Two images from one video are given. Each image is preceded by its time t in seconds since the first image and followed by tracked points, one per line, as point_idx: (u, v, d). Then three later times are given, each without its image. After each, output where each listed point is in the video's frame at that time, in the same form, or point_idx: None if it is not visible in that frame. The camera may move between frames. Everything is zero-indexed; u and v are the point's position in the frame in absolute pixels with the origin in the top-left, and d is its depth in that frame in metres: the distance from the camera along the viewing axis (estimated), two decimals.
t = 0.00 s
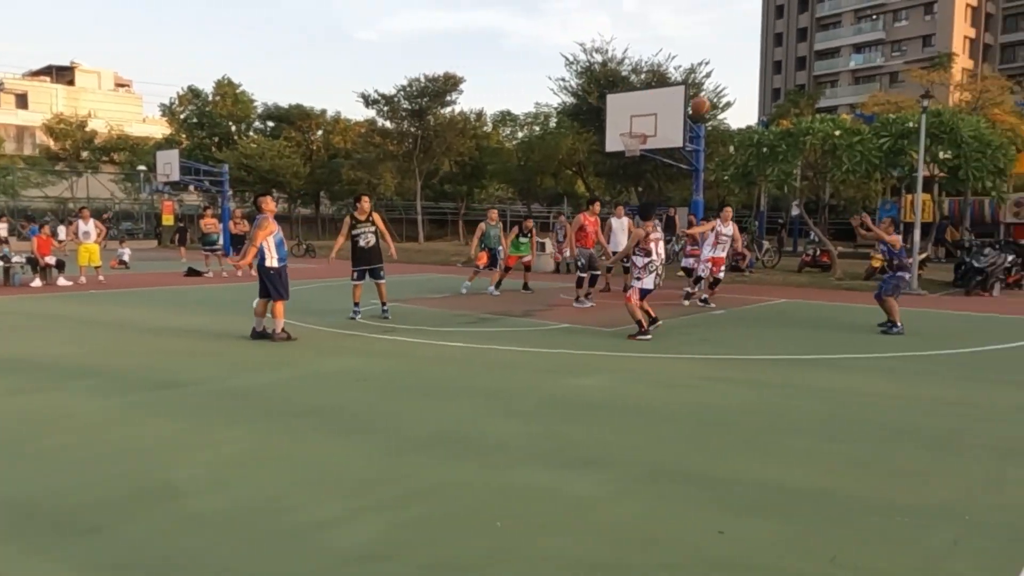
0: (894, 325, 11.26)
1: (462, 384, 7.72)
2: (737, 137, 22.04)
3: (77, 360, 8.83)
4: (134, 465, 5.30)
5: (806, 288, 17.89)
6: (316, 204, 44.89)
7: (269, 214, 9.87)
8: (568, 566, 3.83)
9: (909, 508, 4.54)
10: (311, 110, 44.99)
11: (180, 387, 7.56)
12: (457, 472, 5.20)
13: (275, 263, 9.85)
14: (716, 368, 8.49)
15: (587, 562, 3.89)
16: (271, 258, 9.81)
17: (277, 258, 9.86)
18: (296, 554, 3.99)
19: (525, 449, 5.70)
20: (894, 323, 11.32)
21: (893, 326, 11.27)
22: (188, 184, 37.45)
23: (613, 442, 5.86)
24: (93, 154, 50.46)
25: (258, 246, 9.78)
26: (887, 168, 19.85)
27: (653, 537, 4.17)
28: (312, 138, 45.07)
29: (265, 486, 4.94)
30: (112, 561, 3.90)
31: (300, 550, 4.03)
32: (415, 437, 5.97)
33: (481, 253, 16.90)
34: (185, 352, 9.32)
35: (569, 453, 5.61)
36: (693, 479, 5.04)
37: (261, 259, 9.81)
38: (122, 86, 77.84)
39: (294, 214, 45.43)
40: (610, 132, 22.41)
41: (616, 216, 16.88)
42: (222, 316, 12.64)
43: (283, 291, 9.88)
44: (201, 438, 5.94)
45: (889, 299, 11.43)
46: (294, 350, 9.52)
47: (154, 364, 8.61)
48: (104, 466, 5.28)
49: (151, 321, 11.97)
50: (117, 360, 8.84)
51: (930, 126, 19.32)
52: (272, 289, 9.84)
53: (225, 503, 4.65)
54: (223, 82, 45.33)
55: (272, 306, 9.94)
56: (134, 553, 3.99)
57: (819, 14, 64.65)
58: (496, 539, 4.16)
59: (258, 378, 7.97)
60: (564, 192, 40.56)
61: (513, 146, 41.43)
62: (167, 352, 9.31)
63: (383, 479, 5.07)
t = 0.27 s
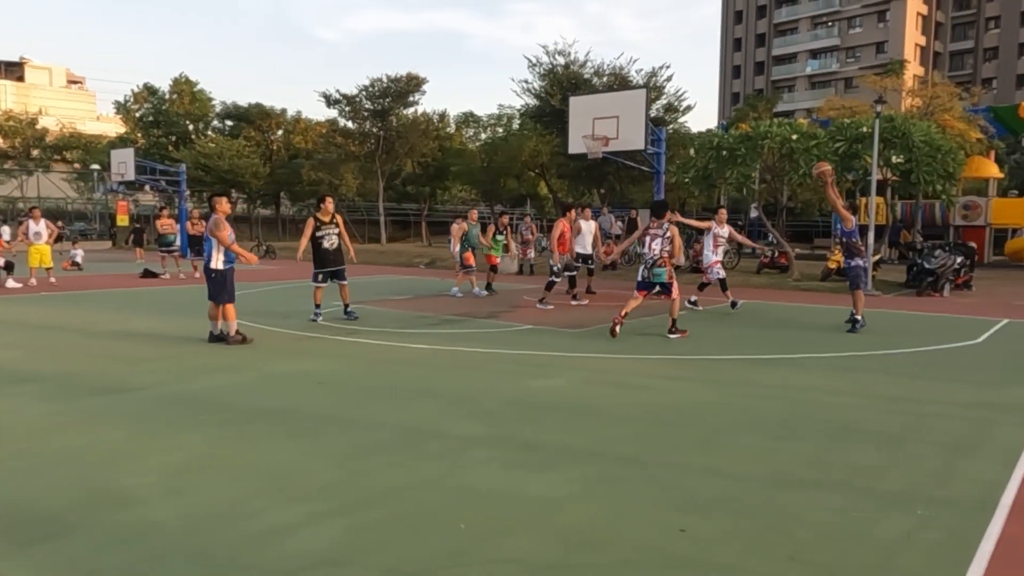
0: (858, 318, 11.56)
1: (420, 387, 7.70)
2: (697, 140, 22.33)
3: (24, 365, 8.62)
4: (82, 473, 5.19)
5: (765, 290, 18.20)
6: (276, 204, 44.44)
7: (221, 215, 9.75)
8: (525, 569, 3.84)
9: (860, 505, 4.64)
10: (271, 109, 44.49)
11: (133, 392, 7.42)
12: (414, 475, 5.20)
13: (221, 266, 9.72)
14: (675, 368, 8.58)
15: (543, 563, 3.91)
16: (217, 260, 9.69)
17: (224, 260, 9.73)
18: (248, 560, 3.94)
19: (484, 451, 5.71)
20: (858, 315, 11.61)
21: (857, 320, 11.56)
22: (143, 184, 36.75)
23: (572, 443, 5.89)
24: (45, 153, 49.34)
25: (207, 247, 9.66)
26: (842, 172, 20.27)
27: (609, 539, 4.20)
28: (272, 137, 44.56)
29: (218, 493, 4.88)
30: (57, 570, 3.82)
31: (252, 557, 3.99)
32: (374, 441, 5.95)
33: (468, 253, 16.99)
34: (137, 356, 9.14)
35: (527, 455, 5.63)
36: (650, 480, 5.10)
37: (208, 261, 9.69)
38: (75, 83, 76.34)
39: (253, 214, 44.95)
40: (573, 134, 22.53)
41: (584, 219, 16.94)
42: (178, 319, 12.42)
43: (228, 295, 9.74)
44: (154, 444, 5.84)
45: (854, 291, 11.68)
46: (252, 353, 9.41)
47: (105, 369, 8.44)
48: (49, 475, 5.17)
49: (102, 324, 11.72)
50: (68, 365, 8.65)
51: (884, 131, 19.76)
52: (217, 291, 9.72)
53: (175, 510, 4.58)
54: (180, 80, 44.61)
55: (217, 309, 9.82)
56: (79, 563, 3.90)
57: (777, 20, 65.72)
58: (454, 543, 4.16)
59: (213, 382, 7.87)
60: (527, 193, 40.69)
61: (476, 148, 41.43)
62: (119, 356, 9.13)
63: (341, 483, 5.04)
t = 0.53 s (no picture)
0: (841, 317, 11.67)
1: (404, 388, 7.70)
2: (680, 142, 22.49)
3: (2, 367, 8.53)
4: (60, 477, 5.15)
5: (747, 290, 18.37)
6: (259, 205, 44.18)
7: (200, 217, 9.69)
8: (509, 570, 3.86)
9: (840, 503, 4.70)
10: (254, 109, 44.21)
11: (113, 395, 7.36)
12: (398, 476, 5.20)
13: (198, 268, 9.67)
14: (658, 369, 8.63)
15: (526, 564, 3.93)
16: (195, 262, 9.63)
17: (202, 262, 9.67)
18: (232, 564, 3.93)
19: (468, 452, 5.72)
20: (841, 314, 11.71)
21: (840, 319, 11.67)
22: (124, 184, 36.37)
23: (555, 443, 5.92)
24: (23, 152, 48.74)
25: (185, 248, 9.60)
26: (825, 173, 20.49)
27: (593, 538, 4.23)
28: (255, 137, 44.29)
29: (200, 495, 4.86)
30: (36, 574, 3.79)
31: (236, 560, 3.98)
32: (357, 442, 5.94)
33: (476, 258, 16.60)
34: (117, 359, 9.07)
35: (511, 455, 5.64)
36: (632, 480, 5.13)
37: (186, 262, 9.63)
38: (55, 82, 75.56)
39: (236, 215, 44.68)
40: (558, 135, 22.63)
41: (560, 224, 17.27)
42: (160, 320, 12.33)
43: (204, 298, 9.70)
44: (134, 447, 5.80)
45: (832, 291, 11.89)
46: (233, 355, 9.36)
47: (84, 371, 8.37)
48: (28, 478, 5.12)
49: (81, 326, 11.61)
50: (47, 367, 8.56)
51: (863, 133, 20.00)
52: (194, 294, 9.66)
53: (157, 513, 4.56)
54: (161, 79, 44.15)
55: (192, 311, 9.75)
56: (59, 566, 3.87)
57: (759, 23, 66.11)
58: (437, 545, 4.16)
59: (194, 384, 7.83)
60: (511, 194, 40.71)
61: (459, 149, 41.41)
62: (99, 359, 9.05)
63: (324, 485, 5.04)
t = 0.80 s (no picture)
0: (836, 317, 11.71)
1: (396, 388, 7.68)
2: (676, 142, 22.56)
3: None
4: (50, 478, 5.12)
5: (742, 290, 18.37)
6: (254, 204, 44.12)
7: (191, 218, 9.64)
8: (500, 570, 3.85)
9: (832, 503, 4.70)
10: (249, 109, 44.14)
11: (105, 395, 7.33)
12: (389, 477, 5.19)
13: (189, 269, 9.63)
14: (652, 368, 8.64)
15: (517, 565, 3.92)
16: (185, 264, 9.59)
17: (192, 264, 9.63)
18: (222, 565, 3.91)
19: (460, 452, 5.71)
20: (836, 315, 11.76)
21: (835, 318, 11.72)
22: (118, 184, 36.23)
23: (548, 444, 5.91)
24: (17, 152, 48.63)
25: (175, 250, 9.55)
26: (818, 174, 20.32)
27: (586, 539, 4.22)
28: (250, 137, 44.22)
29: (192, 496, 4.84)
30: None
31: (226, 560, 3.97)
32: (349, 443, 5.93)
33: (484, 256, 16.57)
34: (109, 359, 9.03)
35: (504, 455, 5.63)
36: (625, 480, 5.13)
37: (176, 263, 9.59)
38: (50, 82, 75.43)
39: (231, 215, 44.64)
40: (553, 135, 22.64)
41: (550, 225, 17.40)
42: (153, 321, 12.28)
43: (194, 299, 9.65)
44: (124, 448, 5.77)
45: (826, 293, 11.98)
46: (226, 356, 9.34)
47: (76, 372, 8.33)
48: (17, 479, 5.09)
49: (74, 327, 11.57)
50: (39, 368, 8.52)
51: (858, 134, 20.05)
52: (183, 295, 9.62)
53: (147, 514, 4.54)
54: (156, 78, 44.04)
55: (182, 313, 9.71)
56: (47, 568, 3.85)
57: (755, 23, 66.17)
58: (429, 545, 4.15)
59: (186, 385, 7.80)
60: (507, 194, 40.73)
61: (455, 149, 41.40)
62: (91, 360, 9.02)
63: (315, 486, 5.03)
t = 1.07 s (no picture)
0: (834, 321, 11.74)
1: (396, 388, 7.68)
2: (675, 142, 22.53)
3: None
4: (50, 478, 5.12)
5: (742, 290, 18.37)
6: (253, 204, 44.11)
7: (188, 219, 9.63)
8: (499, 570, 3.85)
9: (831, 503, 4.70)
10: (248, 109, 44.09)
11: (104, 396, 7.32)
12: (389, 477, 5.19)
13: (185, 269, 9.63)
14: (651, 368, 8.64)
15: (516, 565, 3.92)
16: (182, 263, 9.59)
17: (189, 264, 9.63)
18: (222, 565, 3.91)
19: (459, 452, 5.71)
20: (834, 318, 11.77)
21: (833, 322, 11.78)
22: (116, 184, 36.22)
23: (548, 444, 5.91)
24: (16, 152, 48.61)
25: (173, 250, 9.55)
26: (817, 174, 20.38)
27: (586, 539, 4.22)
28: (250, 137, 44.18)
29: (190, 496, 4.84)
30: None
31: (226, 560, 3.97)
32: (348, 443, 5.93)
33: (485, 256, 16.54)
34: (107, 359, 9.02)
35: (503, 455, 5.63)
36: (625, 480, 5.13)
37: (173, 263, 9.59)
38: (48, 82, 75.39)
39: (231, 215, 44.64)
40: (552, 135, 22.66)
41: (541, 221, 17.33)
42: (152, 321, 12.28)
43: (190, 300, 9.65)
44: (124, 448, 5.77)
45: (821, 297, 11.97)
46: (226, 356, 9.34)
47: (75, 373, 8.33)
48: (16, 480, 5.09)
49: (73, 327, 11.56)
50: (38, 368, 8.52)
51: (858, 133, 20.03)
52: (180, 295, 9.62)
53: (146, 514, 4.54)
54: (155, 78, 44.05)
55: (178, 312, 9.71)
56: (46, 568, 3.85)
57: (754, 23, 66.20)
58: (429, 546, 4.15)
59: (185, 385, 7.80)
60: (506, 194, 40.75)
61: (454, 149, 41.39)
62: (90, 360, 9.01)
63: (315, 486, 5.03)
